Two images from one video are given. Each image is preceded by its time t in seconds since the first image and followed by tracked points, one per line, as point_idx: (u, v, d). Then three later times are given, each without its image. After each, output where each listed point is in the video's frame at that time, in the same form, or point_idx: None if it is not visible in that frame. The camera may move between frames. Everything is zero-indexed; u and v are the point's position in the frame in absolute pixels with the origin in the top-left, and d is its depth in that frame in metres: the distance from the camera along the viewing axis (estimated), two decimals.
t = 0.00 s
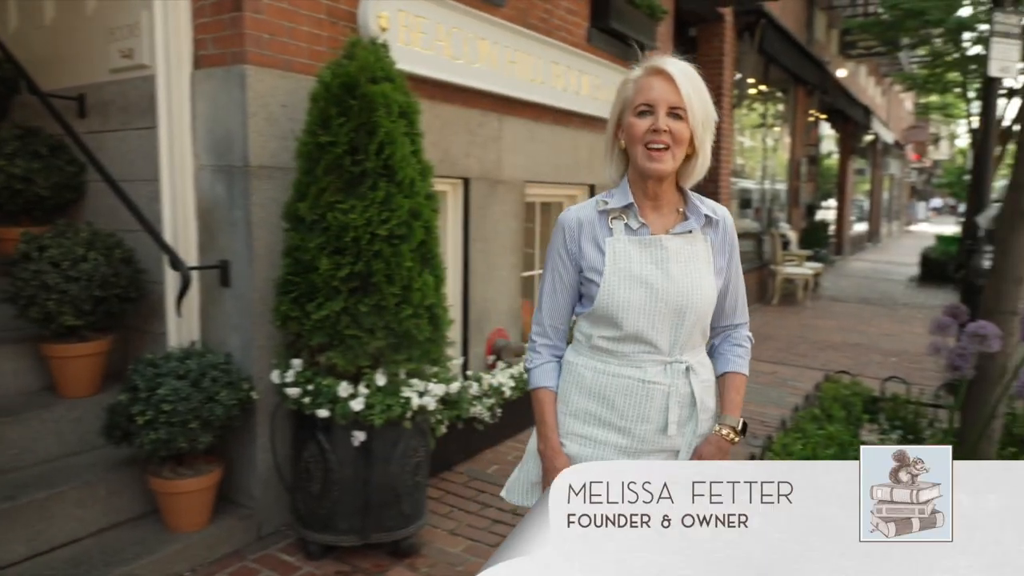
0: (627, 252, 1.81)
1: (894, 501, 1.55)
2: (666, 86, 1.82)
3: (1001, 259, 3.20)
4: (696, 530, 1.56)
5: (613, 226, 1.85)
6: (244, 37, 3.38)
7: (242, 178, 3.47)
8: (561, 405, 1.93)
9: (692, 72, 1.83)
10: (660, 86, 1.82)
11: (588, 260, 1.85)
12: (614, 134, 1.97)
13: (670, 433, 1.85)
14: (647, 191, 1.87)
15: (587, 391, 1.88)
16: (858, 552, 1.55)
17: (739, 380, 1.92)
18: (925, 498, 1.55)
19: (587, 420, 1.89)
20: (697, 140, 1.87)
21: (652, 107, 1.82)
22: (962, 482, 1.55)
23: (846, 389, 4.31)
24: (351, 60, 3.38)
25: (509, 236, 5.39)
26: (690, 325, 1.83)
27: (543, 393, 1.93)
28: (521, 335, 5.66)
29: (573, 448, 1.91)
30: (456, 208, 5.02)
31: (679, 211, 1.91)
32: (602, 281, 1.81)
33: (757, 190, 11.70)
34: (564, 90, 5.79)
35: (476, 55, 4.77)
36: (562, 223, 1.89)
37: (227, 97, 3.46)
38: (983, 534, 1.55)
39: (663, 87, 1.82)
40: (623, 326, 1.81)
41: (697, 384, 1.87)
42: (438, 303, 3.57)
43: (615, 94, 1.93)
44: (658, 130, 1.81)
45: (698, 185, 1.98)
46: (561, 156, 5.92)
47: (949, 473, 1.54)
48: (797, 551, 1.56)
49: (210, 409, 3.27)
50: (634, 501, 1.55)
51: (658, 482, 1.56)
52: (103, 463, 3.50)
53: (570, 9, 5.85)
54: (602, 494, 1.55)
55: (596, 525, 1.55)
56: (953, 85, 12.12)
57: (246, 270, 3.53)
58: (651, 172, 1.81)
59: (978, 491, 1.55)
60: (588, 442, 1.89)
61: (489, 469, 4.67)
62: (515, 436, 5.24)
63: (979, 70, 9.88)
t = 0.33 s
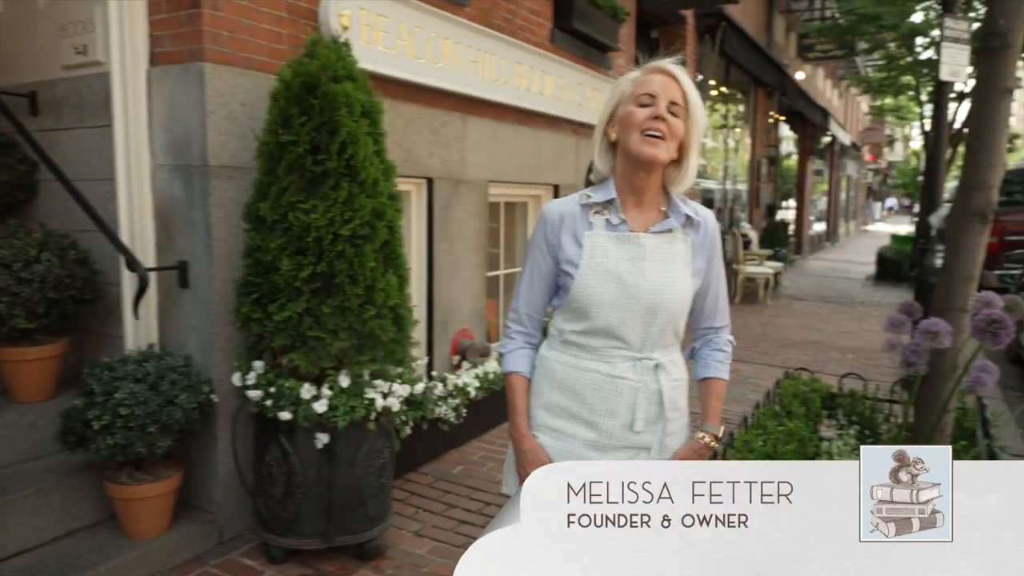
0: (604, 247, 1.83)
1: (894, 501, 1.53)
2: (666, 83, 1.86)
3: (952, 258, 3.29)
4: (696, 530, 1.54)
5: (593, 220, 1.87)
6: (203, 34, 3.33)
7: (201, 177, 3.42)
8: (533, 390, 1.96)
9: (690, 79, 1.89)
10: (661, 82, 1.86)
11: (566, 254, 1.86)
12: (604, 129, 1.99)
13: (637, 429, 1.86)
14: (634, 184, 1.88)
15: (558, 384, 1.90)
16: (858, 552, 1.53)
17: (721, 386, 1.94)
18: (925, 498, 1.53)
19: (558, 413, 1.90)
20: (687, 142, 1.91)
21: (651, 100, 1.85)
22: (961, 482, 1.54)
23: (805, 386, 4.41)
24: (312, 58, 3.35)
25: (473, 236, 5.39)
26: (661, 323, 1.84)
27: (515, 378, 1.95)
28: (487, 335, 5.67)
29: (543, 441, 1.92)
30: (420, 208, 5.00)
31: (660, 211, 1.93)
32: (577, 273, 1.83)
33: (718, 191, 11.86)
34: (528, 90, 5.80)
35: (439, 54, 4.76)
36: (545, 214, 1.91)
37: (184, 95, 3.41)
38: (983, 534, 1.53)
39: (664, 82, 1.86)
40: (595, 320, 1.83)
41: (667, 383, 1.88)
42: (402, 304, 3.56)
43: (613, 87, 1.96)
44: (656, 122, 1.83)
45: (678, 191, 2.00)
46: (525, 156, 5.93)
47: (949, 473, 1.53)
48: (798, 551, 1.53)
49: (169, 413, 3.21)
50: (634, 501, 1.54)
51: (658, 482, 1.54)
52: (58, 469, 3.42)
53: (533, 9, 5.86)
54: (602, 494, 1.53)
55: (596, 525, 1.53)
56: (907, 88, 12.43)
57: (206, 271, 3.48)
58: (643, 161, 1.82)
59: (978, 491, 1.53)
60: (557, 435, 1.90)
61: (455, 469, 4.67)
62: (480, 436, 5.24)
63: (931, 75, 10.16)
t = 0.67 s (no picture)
0: (577, 248, 1.83)
1: (894, 501, 1.52)
2: (642, 84, 1.85)
3: (934, 257, 3.32)
4: (697, 530, 1.53)
5: (567, 219, 1.88)
6: (186, 33, 3.30)
7: (185, 176, 3.39)
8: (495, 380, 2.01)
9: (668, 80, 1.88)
10: (636, 82, 1.85)
11: (539, 252, 1.90)
12: (584, 128, 2.00)
13: (612, 430, 1.86)
14: (608, 185, 1.88)
15: (535, 386, 1.92)
16: (858, 552, 1.51)
17: (711, 374, 1.98)
18: (925, 498, 1.52)
19: (536, 416, 1.92)
20: (663, 142, 1.90)
21: (626, 101, 1.85)
22: (962, 481, 1.52)
23: (789, 384, 4.44)
24: (296, 57, 3.33)
25: (459, 236, 5.39)
26: (634, 323, 1.84)
27: (480, 367, 2.01)
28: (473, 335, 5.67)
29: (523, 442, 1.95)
30: (406, 208, 4.98)
31: (635, 212, 1.93)
32: (550, 275, 1.84)
33: (703, 191, 11.93)
34: (514, 90, 5.80)
35: (425, 54, 4.75)
36: (521, 212, 1.94)
37: (167, 94, 3.38)
38: (983, 534, 1.52)
39: (640, 82, 1.85)
40: (568, 321, 1.84)
41: (642, 383, 1.88)
42: (387, 304, 3.55)
43: (593, 86, 1.96)
44: (629, 124, 1.83)
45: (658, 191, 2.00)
46: (511, 156, 5.93)
47: (949, 473, 1.51)
48: (797, 552, 1.52)
49: (152, 414, 3.19)
50: (634, 501, 1.52)
51: (658, 481, 1.53)
52: (40, 471, 3.39)
53: (518, 9, 5.86)
54: (602, 494, 1.52)
55: (596, 525, 1.51)
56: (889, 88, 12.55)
57: (189, 271, 3.45)
58: (614, 163, 1.82)
59: (978, 491, 1.52)
60: (535, 437, 1.92)
61: (441, 469, 4.66)
62: (466, 436, 5.25)
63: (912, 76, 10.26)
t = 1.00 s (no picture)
0: (576, 252, 1.83)
1: (894, 500, 1.52)
2: (640, 85, 1.85)
3: (934, 257, 3.32)
4: (697, 530, 1.53)
5: (566, 223, 1.88)
6: (186, 33, 3.30)
7: (185, 176, 3.40)
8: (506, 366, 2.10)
9: (666, 77, 1.88)
10: (634, 83, 1.85)
11: (538, 256, 1.92)
12: (582, 128, 1.99)
13: (612, 434, 1.86)
14: (608, 187, 1.88)
15: (535, 389, 1.92)
16: (858, 552, 1.51)
17: (703, 357, 2.08)
18: (925, 498, 1.52)
19: (536, 418, 1.93)
20: (662, 142, 1.90)
21: (624, 102, 1.85)
22: (962, 481, 1.52)
23: (790, 384, 4.43)
24: (296, 57, 3.32)
25: (459, 236, 5.39)
26: (634, 327, 1.84)
27: (489, 357, 2.09)
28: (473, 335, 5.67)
29: (525, 443, 1.96)
30: (406, 208, 4.98)
31: (634, 214, 1.93)
32: (549, 279, 1.84)
33: (703, 190, 11.93)
34: (514, 90, 5.80)
35: (425, 53, 4.75)
36: (520, 215, 1.95)
37: (168, 94, 3.39)
38: (983, 535, 1.52)
39: (637, 82, 1.85)
40: (568, 325, 1.84)
41: (642, 387, 1.88)
42: (388, 304, 3.55)
43: (590, 87, 1.96)
44: (628, 125, 1.82)
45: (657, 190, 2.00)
46: (512, 155, 5.93)
47: (949, 473, 1.51)
48: (798, 552, 1.52)
49: (152, 413, 3.19)
50: (634, 501, 1.52)
51: (658, 482, 1.53)
52: (40, 471, 3.39)
53: (519, 9, 5.86)
54: (602, 494, 1.52)
55: (597, 525, 1.51)
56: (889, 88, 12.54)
57: (189, 271, 3.46)
58: (614, 166, 1.82)
59: (978, 491, 1.52)
60: (536, 438, 1.93)
61: (442, 469, 4.66)
62: (467, 436, 5.25)
63: (913, 76, 10.25)
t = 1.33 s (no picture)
0: (579, 254, 1.83)
1: (894, 500, 1.52)
2: (641, 84, 1.85)
3: (935, 257, 3.32)
4: (697, 531, 1.53)
5: (568, 224, 1.89)
6: (187, 33, 3.30)
7: (185, 175, 3.40)
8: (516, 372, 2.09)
9: (668, 75, 1.88)
10: (636, 82, 1.85)
11: (541, 258, 1.92)
12: (583, 129, 1.99)
13: (613, 437, 1.86)
14: (611, 189, 1.88)
15: (536, 391, 1.92)
16: (858, 552, 1.51)
17: (696, 363, 2.08)
18: (925, 498, 1.52)
19: (536, 420, 1.93)
20: (666, 141, 1.90)
21: (626, 102, 1.85)
22: (961, 481, 1.52)
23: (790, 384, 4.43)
24: (297, 57, 3.32)
25: (460, 236, 5.39)
26: (636, 331, 1.84)
27: (497, 361, 2.10)
28: (474, 335, 5.66)
29: (526, 444, 1.97)
30: (406, 209, 4.98)
31: (638, 215, 1.93)
32: (551, 282, 1.85)
33: (704, 190, 11.93)
34: (515, 90, 5.79)
35: (426, 54, 4.75)
36: (522, 217, 1.95)
37: (168, 94, 3.39)
38: (983, 535, 1.52)
39: (639, 82, 1.85)
40: (570, 328, 1.84)
41: (644, 390, 1.88)
42: (388, 304, 3.55)
43: (591, 87, 1.96)
44: (631, 125, 1.82)
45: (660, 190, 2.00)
46: (512, 155, 5.93)
47: (949, 473, 1.51)
48: (797, 552, 1.52)
49: (153, 413, 3.20)
50: (634, 501, 1.52)
51: (658, 481, 1.53)
52: (41, 471, 3.40)
53: (519, 9, 5.86)
54: (602, 494, 1.52)
55: (597, 525, 1.51)
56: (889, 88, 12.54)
57: (190, 271, 3.46)
58: (618, 168, 1.82)
59: (978, 491, 1.52)
60: (537, 439, 1.93)
61: (442, 469, 4.66)
62: (467, 436, 5.25)
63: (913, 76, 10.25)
